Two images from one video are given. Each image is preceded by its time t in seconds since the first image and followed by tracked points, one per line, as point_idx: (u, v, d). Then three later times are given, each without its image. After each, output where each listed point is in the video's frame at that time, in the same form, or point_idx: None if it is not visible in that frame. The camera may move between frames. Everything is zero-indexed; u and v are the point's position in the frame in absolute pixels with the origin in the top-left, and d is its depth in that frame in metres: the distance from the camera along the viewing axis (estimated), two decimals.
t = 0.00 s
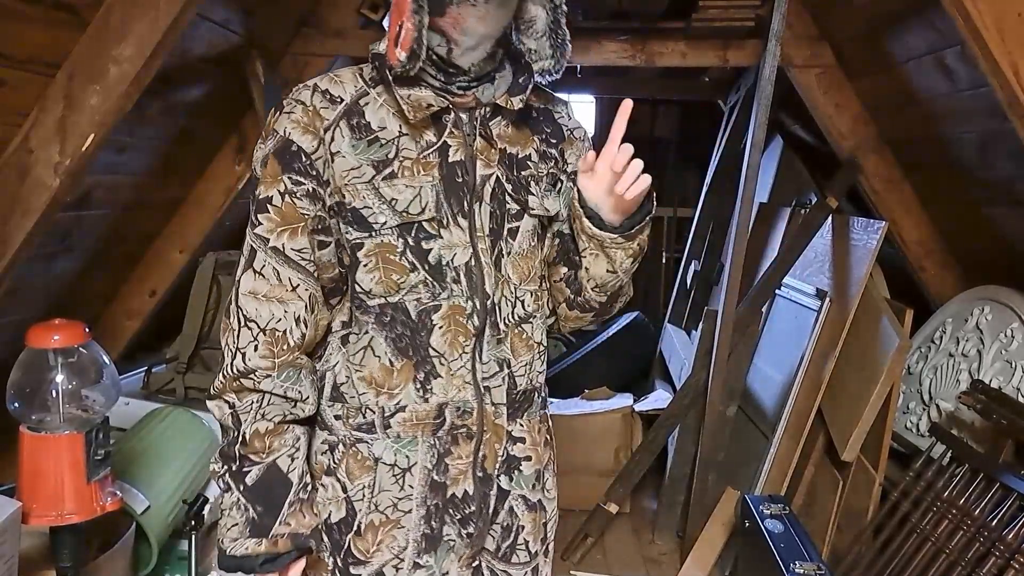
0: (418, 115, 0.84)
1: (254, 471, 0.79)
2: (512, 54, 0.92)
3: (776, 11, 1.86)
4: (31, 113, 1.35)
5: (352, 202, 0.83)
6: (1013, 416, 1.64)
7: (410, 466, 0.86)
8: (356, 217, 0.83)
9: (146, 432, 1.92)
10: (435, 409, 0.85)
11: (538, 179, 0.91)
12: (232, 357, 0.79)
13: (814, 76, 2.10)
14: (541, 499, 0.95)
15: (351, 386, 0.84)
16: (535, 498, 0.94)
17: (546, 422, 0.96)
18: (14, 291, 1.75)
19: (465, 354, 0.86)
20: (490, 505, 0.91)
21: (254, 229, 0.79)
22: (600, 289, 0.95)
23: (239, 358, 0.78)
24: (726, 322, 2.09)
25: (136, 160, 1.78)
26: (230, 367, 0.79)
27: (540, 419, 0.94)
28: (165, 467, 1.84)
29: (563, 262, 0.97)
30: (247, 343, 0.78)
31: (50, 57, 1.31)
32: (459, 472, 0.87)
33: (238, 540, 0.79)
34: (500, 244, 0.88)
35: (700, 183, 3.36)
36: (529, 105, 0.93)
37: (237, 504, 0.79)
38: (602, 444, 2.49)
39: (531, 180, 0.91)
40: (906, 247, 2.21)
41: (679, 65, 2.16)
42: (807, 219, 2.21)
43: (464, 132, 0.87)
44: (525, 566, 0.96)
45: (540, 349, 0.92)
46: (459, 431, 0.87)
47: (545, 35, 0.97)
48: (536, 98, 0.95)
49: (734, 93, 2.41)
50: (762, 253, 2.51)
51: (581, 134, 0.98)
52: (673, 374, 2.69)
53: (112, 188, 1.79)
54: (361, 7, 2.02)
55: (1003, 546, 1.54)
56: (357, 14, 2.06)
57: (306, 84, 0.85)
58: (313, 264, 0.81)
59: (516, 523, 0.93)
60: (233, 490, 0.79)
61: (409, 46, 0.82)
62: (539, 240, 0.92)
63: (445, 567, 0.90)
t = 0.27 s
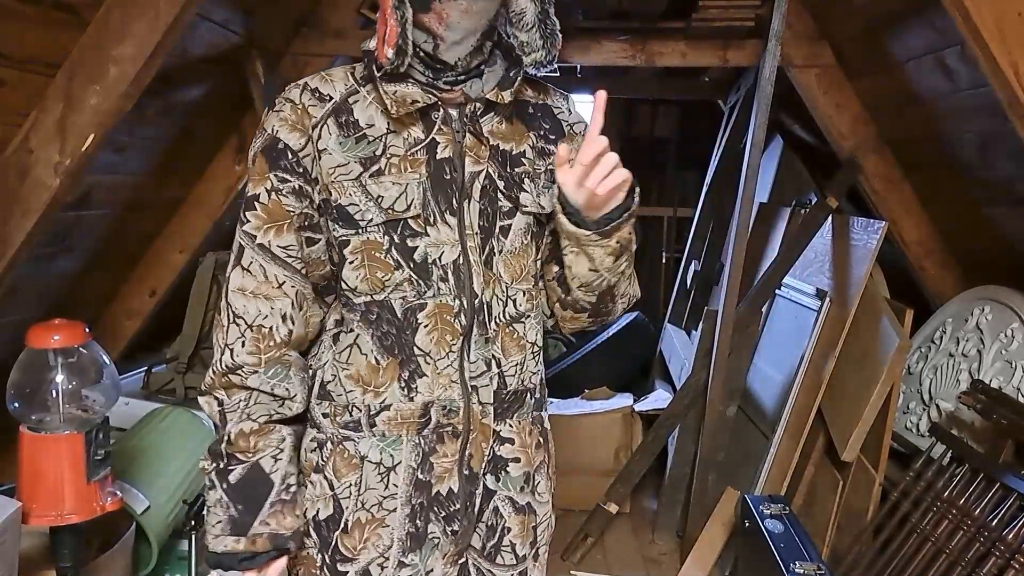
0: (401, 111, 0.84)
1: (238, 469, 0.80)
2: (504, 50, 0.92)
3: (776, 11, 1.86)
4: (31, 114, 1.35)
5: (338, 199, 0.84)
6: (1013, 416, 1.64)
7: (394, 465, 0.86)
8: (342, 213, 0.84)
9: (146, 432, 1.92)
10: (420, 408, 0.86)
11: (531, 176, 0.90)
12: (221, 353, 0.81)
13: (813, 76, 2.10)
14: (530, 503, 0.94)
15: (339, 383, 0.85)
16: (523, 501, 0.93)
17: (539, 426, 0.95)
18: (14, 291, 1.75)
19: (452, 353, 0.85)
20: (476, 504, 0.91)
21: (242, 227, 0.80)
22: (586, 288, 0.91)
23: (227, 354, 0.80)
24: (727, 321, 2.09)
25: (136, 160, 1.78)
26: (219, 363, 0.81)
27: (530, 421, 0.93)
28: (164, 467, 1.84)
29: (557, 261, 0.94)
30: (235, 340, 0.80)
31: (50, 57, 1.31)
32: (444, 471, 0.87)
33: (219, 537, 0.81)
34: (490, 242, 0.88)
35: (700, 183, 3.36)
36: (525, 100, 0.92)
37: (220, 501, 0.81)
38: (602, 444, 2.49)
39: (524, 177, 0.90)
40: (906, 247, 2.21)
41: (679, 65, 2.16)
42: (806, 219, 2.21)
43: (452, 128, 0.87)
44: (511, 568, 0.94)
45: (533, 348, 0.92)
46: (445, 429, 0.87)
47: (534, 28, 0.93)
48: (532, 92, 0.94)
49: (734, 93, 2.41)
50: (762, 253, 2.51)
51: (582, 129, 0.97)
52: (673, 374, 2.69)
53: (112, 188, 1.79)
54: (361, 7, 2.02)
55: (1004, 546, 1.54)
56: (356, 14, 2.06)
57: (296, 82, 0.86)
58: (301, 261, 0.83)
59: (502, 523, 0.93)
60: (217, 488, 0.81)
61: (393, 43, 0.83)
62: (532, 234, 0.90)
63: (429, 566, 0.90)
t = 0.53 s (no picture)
0: (394, 113, 0.84)
1: (223, 470, 0.83)
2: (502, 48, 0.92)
3: (775, 11, 1.86)
4: (31, 114, 1.35)
5: (331, 200, 0.84)
6: (1013, 416, 1.64)
7: (384, 467, 0.86)
8: (335, 214, 0.84)
9: (145, 432, 1.92)
10: (410, 410, 0.86)
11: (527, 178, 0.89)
12: (212, 351, 0.83)
13: (813, 76, 2.10)
14: (524, 505, 0.93)
15: (332, 383, 0.85)
16: (518, 503, 0.92)
17: (533, 428, 0.93)
18: (14, 291, 1.75)
19: (444, 354, 0.85)
20: (469, 507, 0.90)
21: (235, 227, 0.83)
22: (558, 312, 0.90)
23: (217, 352, 0.82)
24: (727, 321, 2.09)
25: (136, 160, 1.78)
26: (210, 360, 0.83)
27: (523, 423, 0.92)
28: (164, 467, 1.84)
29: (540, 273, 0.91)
30: (225, 338, 0.82)
31: (50, 57, 1.31)
32: (434, 473, 0.87)
33: (205, 537, 0.84)
34: (483, 244, 0.87)
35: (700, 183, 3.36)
36: (520, 102, 0.91)
37: (205, 501, 0.83)
38: (602, 444, 2.49)
39: (519, 179, 0.89)
40: (907, 248, 2.21)
41: (679, 65, 2.16)
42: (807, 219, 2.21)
43: (447, 129, 0.87)
44: (506, 572, 0.93)
45: (527, 351, 0.91)
46: (436, 432, 0.87)
47: (529, 25, 0.90)
48: (529, 94, 0.92)
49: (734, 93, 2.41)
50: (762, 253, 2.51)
51: (579, 133, 0.94)
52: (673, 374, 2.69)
53: (112, 188, 1.79)
54: (361, 7, 2.02)
55: (1004, 546, 1.54)
56: (357, 14, 2.06)
57: (292, 83, 0.86)
58: (292, 262, 0.84)
59: (496, 526, 0.91)
60: (203, 488, 0.83)
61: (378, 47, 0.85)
62: (527, 235, 0.89)
63: (420, 567, 0.90)
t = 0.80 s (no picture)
0: (391, 114, 0.84)
1: (230, 481, 0.81)
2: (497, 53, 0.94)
3: (775, 11, 1.86)
4: (31, 114, 1.35)
5: (329, 201, 0.84)
6: (1013, 416, 1.64)
7: (384, 467, 0.86)
8: (333, 215, 0.84)
9: (144, 433, 1.92)
10: (410, 411, 0.86)
11: (524, 178, 0.90)
12: (213, 356, 0.82)
13: (813, 76, 2.10)
14: (524, 504, 0.93)
15: (330, 384, 0.85)
16: (518, 503, 0.93)
17: (532, 426, 0.94)
18: (14, 291, 1.75)
19: (443, 354, 0.85)
20: (469, 506, 0.90)
21: (234, 229, 0.82)
22: (556, 319, 0.89)
23: (219, 356, 0.81)
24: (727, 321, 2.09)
25: (136, 159, 1.78)
26: (211, 365, 0.82)
27: (522, 422, 0.92)
28: (164, 467, 1.84)
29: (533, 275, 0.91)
30: (227, 342, 0.81)
31: (50, 57, 1.31)
32: (434, 473, 0.87)
33: (216, 549, 0.82)
34: (482, 244, 0.87)
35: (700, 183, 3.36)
36: (515, 103, 0.91)
37: (214, 514, 0.82)
38: (602, 444, 2.49)
39: (516, 179, 0.89)
40: (907, 248, 2.21)
41: (679, 66, 2.16)
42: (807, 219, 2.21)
43: (443, 129, 0.87)
44: (507, 570, 0.94)
45: (525, 351, 0.92)
46: (436, 432, 0.87)
47: (522, 32, 0.94)
48: (524, 94, 0.93)
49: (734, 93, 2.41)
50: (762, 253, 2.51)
51: (573, 131, 0.94)
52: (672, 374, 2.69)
53: (112, 188, 1.79)
54: (361, 7, 2.02)
55: (1004, 546, 1.54)
56: (356, 14, 2.06)
57: (288, 85, 0.86)
58: (292, 263, 0.83)
59: (495, 526, 0.92)
60: (210, 500, 0.82)
61: (378, 53, 0.85)
62: (524, 236, 0.89)
63: (420, 567, 0.90)
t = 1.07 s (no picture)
0: (395, 115, 0.84)
1: (231, 486, 0.81)
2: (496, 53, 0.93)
3: (775, 11, 1.86)
4: (31, 114, 1.35)
5: (332, 202, 0.83)
6: (1013, 416, 1.64)
7: (388, 468, 0.86)
8: (335, 216, 0.84)
9: (144, 433, 1.92)
10: (414, 411, 0.86)
11: (523, 178, 0.91)
12: (213, 357, 0.81)
13: (813, 76, 2.10)
14: (525, 503, 0.95)
15: (332, 385, 0.85)
16: (518, 501, 0.95)
17: (530, 425, 0.96)
18: (14, 291, 1.75)
19: (446, 355, 0.86)
20: (471, 506, 0.91)
21: (235, 229, 0.81)
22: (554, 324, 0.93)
23: (220, 359, 0.80)
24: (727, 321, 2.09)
25: (136, 159, 1.78)
26: (211, 367, 0.81)
27: (522, 421, 0.95)
28: (164, 467, 1.84)
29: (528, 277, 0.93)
30: (228, 344, 0.80)
31: (50, 57, 1.31)
32: (438, 473, 0.88)
33: (213, 556, 0.82)
34: (483, 244, 0.88)
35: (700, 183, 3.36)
36: (513, 104, 0.92)
37: (213, 519, 0.81)
38: (602, 444, 2.49)
39: (516, 179, 0.90)
40: (907, 248, 2.21)
41: (679, 66, 2.16)
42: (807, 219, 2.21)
43: (445, 130, 0.87)
44: (507, 569, 0.96)
45: (524, 349, 0.93)
46: (439, 432, 0.87)
47: (523, 30, 0.95)
48: (522, 95, 0.94)
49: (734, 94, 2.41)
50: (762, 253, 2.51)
51: (571, 133, 0.97)
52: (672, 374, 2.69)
53: (112, 188, 1.79)
54: (361, 7, 2.02)
55: (1004, 546, 1.54)
56: (356, 13, 2.06)
57: (288, 85, 0.86)
58: (293, 264, 0.83)
59: (497, 523, 0.94)
60: (210, 505, 0.81)
61: (379, 52, 0.84)
62: (522, 238, 0.91)
63: (424, 567, 0.91)
